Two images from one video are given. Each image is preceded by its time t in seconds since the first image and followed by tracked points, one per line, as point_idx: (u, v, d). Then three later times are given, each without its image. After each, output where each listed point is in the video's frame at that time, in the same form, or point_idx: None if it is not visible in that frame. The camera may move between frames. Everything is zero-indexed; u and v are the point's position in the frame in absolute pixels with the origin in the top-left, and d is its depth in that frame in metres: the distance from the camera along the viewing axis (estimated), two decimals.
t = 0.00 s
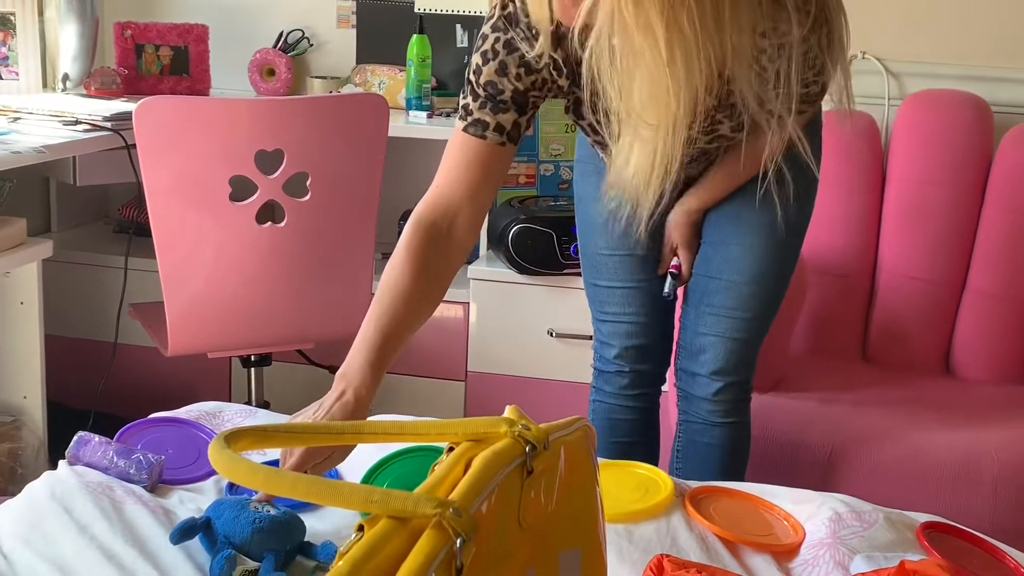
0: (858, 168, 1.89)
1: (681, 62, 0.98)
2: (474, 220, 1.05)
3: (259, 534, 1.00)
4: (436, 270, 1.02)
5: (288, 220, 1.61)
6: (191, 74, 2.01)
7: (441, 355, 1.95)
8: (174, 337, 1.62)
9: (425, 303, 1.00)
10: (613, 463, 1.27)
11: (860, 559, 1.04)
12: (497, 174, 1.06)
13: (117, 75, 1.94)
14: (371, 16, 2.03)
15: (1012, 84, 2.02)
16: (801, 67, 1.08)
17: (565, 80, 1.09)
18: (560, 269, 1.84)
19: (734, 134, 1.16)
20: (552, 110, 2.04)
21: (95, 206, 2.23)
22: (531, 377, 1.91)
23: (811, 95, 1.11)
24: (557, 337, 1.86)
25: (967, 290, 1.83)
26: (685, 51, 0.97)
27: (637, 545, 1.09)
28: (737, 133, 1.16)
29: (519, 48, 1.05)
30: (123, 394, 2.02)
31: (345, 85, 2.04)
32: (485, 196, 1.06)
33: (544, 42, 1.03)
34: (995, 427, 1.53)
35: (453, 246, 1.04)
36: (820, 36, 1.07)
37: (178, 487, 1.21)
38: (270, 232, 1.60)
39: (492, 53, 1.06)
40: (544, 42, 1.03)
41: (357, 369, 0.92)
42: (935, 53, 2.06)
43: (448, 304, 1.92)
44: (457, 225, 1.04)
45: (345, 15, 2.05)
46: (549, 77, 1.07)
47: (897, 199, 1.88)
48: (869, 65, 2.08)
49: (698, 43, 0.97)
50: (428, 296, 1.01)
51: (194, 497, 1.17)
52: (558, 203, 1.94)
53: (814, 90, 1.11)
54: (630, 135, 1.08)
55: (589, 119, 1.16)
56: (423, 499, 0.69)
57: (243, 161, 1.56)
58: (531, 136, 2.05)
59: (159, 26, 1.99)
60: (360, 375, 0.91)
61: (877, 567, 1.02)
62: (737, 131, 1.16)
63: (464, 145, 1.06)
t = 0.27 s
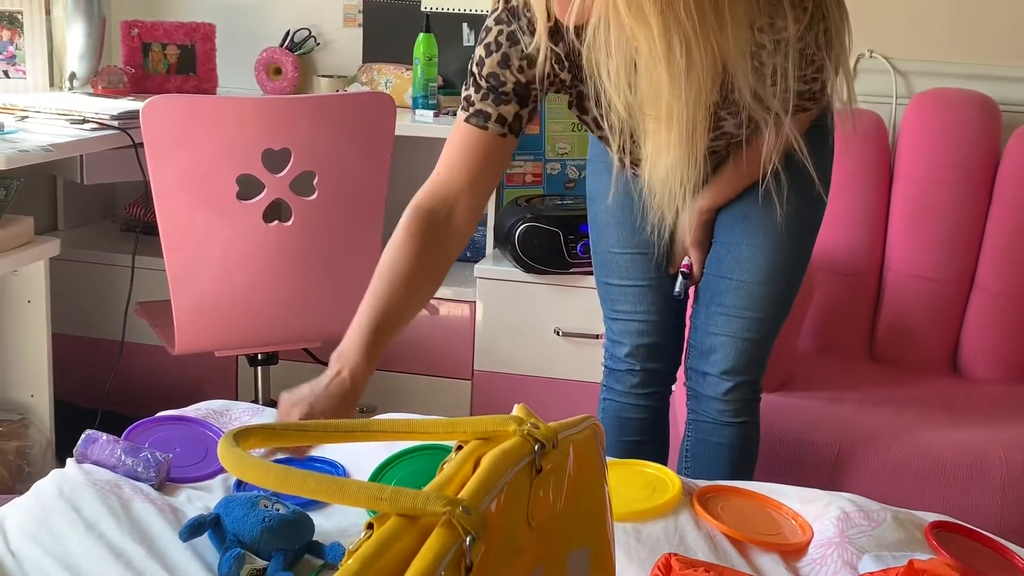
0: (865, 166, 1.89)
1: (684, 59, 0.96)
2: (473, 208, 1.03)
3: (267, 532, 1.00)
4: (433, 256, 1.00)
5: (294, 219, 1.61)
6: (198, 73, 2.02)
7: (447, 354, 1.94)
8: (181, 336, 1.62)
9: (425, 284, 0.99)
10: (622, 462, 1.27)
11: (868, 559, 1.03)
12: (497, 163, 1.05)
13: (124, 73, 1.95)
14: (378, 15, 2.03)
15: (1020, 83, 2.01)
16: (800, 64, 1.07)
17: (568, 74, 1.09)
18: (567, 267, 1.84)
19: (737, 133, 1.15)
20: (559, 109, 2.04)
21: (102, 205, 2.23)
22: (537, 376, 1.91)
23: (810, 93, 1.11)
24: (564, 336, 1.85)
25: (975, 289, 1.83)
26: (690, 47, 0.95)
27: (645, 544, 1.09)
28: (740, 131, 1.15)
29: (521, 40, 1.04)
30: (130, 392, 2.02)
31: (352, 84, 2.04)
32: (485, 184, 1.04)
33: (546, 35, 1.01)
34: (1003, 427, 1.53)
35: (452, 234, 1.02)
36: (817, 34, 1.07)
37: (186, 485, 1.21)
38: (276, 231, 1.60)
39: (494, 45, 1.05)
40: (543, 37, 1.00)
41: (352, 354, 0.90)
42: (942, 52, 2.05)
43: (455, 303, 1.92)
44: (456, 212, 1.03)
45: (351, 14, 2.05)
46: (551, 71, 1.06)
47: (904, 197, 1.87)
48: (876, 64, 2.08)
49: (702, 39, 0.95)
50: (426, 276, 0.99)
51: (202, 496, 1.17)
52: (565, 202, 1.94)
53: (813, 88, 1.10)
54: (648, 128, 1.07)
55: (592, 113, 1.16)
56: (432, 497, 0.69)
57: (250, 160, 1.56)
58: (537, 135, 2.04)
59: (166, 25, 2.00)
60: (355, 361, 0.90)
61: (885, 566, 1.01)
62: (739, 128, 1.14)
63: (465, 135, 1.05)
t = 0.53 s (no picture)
0: (870, 166, 1.89)
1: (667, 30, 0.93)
2: (428, 157, 1.04)
3: (272, 532, 1.00)
4: (380, 194, 1.02)
5: (298, 218, 1.62)
6: (202, 73, 2.02)
7: (451, 354, 1.94)
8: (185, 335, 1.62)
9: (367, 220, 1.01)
10: (626, 462, 1.26)
11: (873, 558, 1.03)
12: (463, 119, 1.05)
13: (128, 73, 1.95)
14: (381, 15, 2.03)
15: None
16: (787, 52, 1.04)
17: (554, 42, 1.07)
18: (570, 267, 1.84)
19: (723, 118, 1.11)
20: (563, 109, 2.03)
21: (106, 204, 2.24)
22: (541, 376, 1.91)
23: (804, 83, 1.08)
24: (567, 336, 1.85)
25: (980, 289, 1.82)
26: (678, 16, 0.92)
27: (649, 544, 1.08)
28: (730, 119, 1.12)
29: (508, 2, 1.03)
30: (134, 391, 2.03)
31: (356, 84, 2.03)
32: (448, 138, 1.05)
33: None
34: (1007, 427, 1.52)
35: (405, 180, 1.03)
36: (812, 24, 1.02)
37: (190, 484, 1.21)
38: (280, 230, 1.61)
39: (480, 2, 1.04)
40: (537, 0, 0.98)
41: (280, 269, 0.94)
42: (946, 51, 2.05)
43: (458, 303, 1.92)
44: (411, 159, 1.03)
45: (355, 14, 2.05)
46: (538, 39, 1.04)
47: (908, 197, 1.87)
48: (880, 63, 2.07)
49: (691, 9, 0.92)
50: (368, 214, 1.01)
51: (207, 495, 1.17)
52: (569, 202, 1.94)
53: (805, 76, 1.07)
54: (640, 102, 1.04)
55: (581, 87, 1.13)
56: (437, 497, 0.69)
57: (254, 159, 1.56)
58: (541, 134, 2.03)
59: (171, 25, 2.00)
60: (281, 277, 0.94)
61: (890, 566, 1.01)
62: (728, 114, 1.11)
63: (436, 85, 1.04)
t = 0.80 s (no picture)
0: (872, 165, 1.88)
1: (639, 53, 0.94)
2: (411, 181, 1.04)
3: (275, 531, 1.00)
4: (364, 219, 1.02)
5: (300, 218, 1.62)
6: (204, 72, 2.02)
7: (453, 353, 1.94)
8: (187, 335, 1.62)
9: (351, 246, 1.02)
10: (629, 460, 1.26)
11: (875, 557, 1.03)
12: (448, 143, 1.05)
13: (131, 73, 1.95)
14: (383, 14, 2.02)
15: None
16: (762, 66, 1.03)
17: (537, 63, 1.07)
18: (572, 267, 1.84)
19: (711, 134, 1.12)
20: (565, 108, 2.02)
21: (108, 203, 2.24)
22: (543, 376, 1.91)
23: (786, 94, 1.07)
24: (569, 335, 1.85)
25: (982, 288, 1.82)
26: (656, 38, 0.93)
27: (651, 543, 1.08)
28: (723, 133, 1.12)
29: (490, 27, 1.03)
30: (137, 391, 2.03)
31: (358, 83, 2.02)
32: (431, 158, 1.05)
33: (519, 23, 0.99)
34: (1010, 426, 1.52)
35: (386, 204, 1.04)
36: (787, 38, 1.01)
37: (192, 483, 1.21)
38: (283, 230, 1.61)
39: (464, 27, 1.04)
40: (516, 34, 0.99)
41: (266, 297, 0.97)
42: (949, 50, 2.05)
43: (460, 302, 1.92)
44: (395, 183, 1.04)
45: (357, 13, 2.05)
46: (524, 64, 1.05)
47: (910, 196, 1.87)
48: (883, 62, 2.07)
49: (666, 38, 0.92)
50: (353, 242, 1.02)
51: (209, 494, 1.17)
52: (571, 202, 1.94)
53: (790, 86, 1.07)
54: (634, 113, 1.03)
55: (570, 105, 1.13)
56: (439, 495, 0.69)
57: (256, 159, 1.56)
58: (544, 134, 2.02)
59: (173, 25, 2.00)
60: (266, 304, 0.96)
61: (892, 565, 1.01)
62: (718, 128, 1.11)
63: (422, 107, 1.04)
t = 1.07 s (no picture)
0: (872, 165, 1.88)
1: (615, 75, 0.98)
2: (407, 205, 1.05)
3: (275, 530, 1.00)
4: (360, 242, 1.03)
5: (300, 217, 1.62)
6: (204, 72, 2.02)
7: (453, 353, 1.94)
8: (187, 334, 1.62)
9: (348, 267, 1.02)
10: (630, 460, 1.26)
11: (876, 557, 1.03)
12: (441, 165, 1.06)
13: (131, 73, 1.95)
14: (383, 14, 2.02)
15: None
16: (748, 80, 1.03)
17: (528, 83, 1.10)
18: (573, 266, 1.84)
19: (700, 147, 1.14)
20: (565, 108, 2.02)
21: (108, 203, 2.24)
22: (543, 376, 1.91)
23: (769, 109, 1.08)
24: (569, 335, 1.85)
25: (982, 288, 1.82)
26: (633, 61, 0.96)
27: (651, 542, 1.08)
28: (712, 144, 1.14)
29: (479, 52, 1.04)
30: (137, 390, 2.03)
31: (358, 83, 2.02)
32: (425, 181, 1.06)
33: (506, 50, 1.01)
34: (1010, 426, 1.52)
35: (382, 227, 1.04)
36: (768, 54, 1.01)
37: (192, 483, 1.21)
38: (284, 229, 1.61)
39: (455, 51, 1.05)
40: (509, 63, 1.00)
41: (262, 322, 0.96)
42: (950, 50, 2.05)
43: (460, 302, 1.92)
44: (389, 208, 1.05)
45: (358, 13, 2.05)
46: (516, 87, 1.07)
47: (911, 195, 1.87)
48: (883, 62, 2.07)
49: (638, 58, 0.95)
50: (350, 264, 1.02)
51: (209, 494, 1.17)
52: (571, 201, 1.94)
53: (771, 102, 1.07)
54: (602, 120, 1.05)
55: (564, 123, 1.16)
56: (439, 495, 0.69)
57: (257, 159, 1.56)
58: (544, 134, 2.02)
59: (173, 24, 2.00)
60: (263, 328, 0.96)
61: (893, 565, 1.01)
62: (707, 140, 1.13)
63: (414, 130, 1.05)
